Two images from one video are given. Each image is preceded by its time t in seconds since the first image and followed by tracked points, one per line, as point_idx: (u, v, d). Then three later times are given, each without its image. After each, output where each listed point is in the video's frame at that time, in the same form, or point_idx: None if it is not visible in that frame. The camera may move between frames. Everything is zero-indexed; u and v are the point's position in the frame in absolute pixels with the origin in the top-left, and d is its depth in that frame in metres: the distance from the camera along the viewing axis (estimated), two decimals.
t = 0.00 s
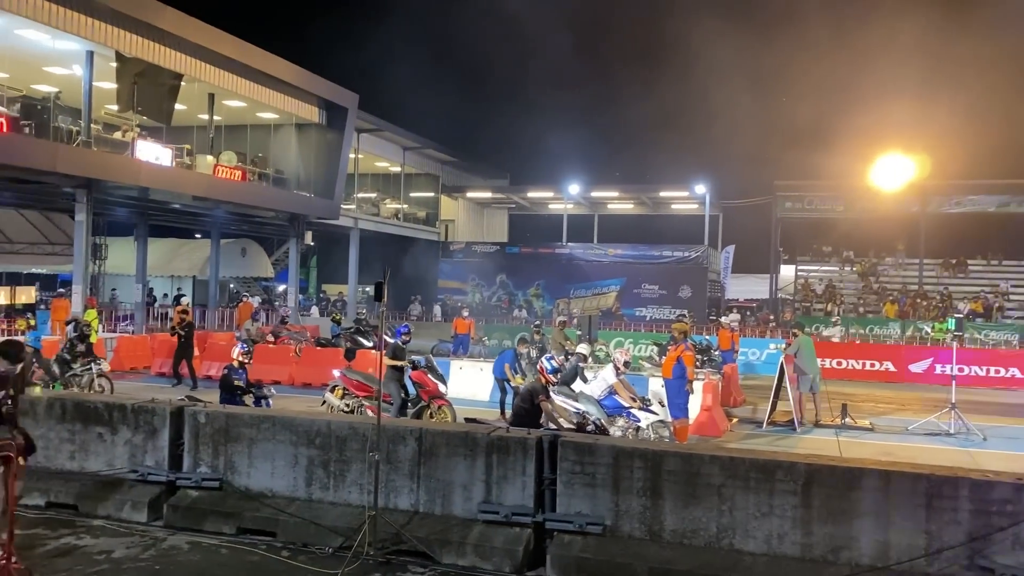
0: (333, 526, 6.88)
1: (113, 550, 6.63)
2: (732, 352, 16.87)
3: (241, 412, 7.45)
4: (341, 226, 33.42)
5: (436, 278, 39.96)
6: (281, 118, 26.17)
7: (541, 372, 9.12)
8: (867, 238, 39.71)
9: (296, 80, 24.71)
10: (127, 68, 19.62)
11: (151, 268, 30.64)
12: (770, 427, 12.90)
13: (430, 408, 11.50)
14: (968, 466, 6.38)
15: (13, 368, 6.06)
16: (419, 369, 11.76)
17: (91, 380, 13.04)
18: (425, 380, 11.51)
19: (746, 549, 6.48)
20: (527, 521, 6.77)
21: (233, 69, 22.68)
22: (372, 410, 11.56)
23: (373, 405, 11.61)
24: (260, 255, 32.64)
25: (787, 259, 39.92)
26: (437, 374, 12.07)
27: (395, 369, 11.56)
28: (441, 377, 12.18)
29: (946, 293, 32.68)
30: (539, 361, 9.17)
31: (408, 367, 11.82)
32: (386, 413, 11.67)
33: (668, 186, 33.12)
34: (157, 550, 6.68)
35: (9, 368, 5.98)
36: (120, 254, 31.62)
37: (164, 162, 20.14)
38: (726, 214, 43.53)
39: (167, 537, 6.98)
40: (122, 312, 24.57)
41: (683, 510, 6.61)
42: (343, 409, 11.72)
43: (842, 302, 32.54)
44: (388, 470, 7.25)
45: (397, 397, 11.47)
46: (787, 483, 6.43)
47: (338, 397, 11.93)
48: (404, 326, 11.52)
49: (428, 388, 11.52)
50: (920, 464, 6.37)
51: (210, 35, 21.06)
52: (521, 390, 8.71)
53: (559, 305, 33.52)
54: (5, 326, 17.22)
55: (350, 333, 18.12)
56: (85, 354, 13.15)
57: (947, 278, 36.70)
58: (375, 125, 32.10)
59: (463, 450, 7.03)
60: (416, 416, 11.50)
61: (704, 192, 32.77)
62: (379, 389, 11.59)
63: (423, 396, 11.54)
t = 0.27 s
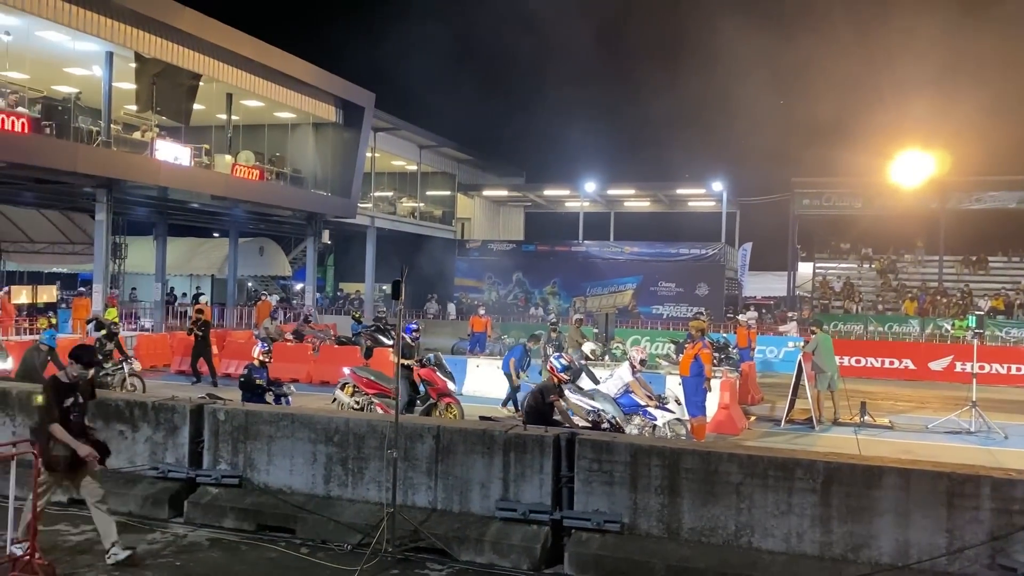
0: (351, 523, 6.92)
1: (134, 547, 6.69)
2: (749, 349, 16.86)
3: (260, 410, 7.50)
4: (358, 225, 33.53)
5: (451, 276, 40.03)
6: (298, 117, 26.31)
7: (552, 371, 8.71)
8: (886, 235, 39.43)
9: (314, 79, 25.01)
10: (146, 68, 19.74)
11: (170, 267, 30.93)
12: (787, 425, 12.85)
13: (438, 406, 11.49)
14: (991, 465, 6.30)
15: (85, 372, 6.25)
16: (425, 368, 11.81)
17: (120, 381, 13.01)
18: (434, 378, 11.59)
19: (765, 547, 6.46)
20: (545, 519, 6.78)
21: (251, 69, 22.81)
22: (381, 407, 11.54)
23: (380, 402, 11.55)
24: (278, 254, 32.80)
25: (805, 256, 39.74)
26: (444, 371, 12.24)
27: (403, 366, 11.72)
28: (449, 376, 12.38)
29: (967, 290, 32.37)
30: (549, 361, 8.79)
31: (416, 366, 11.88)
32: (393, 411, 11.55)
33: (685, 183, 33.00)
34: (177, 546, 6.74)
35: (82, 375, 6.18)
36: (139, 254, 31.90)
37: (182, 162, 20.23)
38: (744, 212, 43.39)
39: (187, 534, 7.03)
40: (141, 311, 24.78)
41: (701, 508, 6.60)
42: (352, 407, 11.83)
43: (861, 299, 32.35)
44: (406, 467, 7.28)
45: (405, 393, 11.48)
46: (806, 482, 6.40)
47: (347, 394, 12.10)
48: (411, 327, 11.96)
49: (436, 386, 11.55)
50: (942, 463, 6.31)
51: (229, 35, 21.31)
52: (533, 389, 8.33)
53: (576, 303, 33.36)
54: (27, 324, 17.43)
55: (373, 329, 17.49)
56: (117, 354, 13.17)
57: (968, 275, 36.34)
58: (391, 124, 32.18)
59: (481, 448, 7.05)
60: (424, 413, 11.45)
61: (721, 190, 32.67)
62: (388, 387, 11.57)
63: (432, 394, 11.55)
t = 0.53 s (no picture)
0: (364, 521, 6.96)
1: (150, 543, 6.75)
2: (761, 347, 16.83)
3: (274, 407, 7.55)
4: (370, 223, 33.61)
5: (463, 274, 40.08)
6: (311, 116, 26.42)
7: (559, 368, 8.56)
8: (900, 233, 39.21)
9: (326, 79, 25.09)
10: (160, 68, 19.81)
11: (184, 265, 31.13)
12: (801, 423, 12.82)
13: (444, 403, 11.67)
14: (1007, 464, 6.24)
15: (150, 366, 6.22)
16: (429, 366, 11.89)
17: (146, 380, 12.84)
18: (440, 375, 11.70)
19: (778, 545, 6.44)
20: (558, 516, 6.80)
21: (264, 68, 22.91)
22: (386, 404, 11.68)
23: (387, 400, 11.69)
24: (291, 253, 32.94)
25: (818, 253, 39.61)
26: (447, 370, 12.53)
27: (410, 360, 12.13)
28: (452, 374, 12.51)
29: (982, 287, 32.14)
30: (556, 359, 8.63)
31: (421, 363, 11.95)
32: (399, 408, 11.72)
33: (698, 181, 32.94)
34: (192, 543, 6.79)
35: (145, 371, 6.17)
36: (154, 252, 32.12)
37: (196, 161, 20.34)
38: (757, 209, 43.28)
39: (203, 530, 7.08)
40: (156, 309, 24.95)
41: (714, 507, 6.59)
42: (358, 404, 11.99)
43: (874, 297, 32.19)
44: (419, 465, 7.31)
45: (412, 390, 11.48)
46: (820, 480, 6.37)
47: (353, 391, 12.18)
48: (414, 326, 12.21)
49: (442, 384, 11.68)
50: (957, 462, 6.26)
51: (243, 35, 21.38)
52: (544, 387, 8.28)
53: (588, 301, 33.37)
54: (43, 322, 17.59)
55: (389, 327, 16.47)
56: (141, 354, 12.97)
57: (983, 273, 36.07)
58: (404, 123, 32.23)
59: (494, 446, 7.07)
60: (431, 411, 11.60)
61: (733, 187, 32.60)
62: (394, 385, 11.63)
63: (437, 391, 11.68)
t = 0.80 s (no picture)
0: (374, 519, 6.98)
1: (161, 540, 6.78)
2: (771, 346, 16.80)
3: (284, 405, 7.57)
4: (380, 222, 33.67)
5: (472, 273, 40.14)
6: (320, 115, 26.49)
7: (567, 367, 8.42)
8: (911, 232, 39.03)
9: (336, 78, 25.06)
10: (171, 67, 19.88)
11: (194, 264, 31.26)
12: (811, 423, 12.78)
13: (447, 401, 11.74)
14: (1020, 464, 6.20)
15: (204, 380, 6.02)
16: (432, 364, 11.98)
17: (164, 377, 12.63)
18: (443, 374, 11.73)
19: (788, 545, 6.43)
20: (567, 515, 6.80)
21: (274, 67, 22.97)
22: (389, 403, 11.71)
23: (391, 398, 11.74)
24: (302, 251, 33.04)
25: (829, 252, 39.49)
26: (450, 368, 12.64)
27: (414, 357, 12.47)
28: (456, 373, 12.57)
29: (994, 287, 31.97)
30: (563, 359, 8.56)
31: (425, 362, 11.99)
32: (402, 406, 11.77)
33: (707, 180, 32.86)
34: (203, 540, 6.82)
35: (199, 385, 5.97)
36: (165, 251, 32.27)
37: (207, 160, 20.42)
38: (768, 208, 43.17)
39: (213, 528, 7.12)
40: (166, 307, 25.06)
41: (724, 506, 6.58)
42: (362, 402, 11.98)
43: (885, 296, 32.06)
44: (429, 463, 7.33)
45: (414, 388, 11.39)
46: (830, 480, 6.36)
47: (357, 390, 12.18)
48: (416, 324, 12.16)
49: (445, 382, 11.73)
50: (968, 462, 6.24)
51: (254, 35, 21.42)
52: (550, 386, 8.20)
53: (597, 300, 33.32)
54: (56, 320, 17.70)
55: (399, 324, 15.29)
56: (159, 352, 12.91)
57: (995, 272, 35.85)
58: (413, 121, 32.28)
59: (503, 444, 7.08)
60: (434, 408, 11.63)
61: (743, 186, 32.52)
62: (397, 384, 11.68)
63: (441, 389, 11.75)
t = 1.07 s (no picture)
0: (381, 517, 6.99)
1: (170, 538, 6.80)
2: (780, 346, 16.76)
3: (292, 405, 7.60)
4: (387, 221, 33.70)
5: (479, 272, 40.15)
6: (328, 114, 26.53)
7: (573, 368, 8.44)
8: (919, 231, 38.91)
9: (342, 77, 24.95)
10: (180, 67, 19.92)
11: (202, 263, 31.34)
12: (819, 423, 12.75)
13: (449, 399, 11.71)
14: None
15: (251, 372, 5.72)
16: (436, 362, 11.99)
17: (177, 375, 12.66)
18: (445, 372, 11.72)
19: (796, 545, 6.42)
20: (575, 514, 6.82)
21: (282, 66, 22.98)
22: (391, 401, 11.68)
23: (393, 397, 11.74)
24: (309, 250, 33.09)
25: (837, 252, 39.40)
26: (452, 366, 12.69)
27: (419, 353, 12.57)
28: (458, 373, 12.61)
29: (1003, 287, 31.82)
30: (569, 358, 8.54)
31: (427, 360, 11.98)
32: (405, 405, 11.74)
33: (715, 179, 32.80)
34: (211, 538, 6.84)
35: (247, 377, 5.69)
36: (173, 249, 32.37)
37: (215, 158, 20.46)
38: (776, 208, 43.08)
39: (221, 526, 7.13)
40: (175, 306, 25.12)
41: (732, 506, 6.57)
42: (364, 401, 11.95)
43: (893, 296, 31.94)
44: (436, 462, 7.35)
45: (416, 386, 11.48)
46: (838, 480, 6.34)
47: (359, 388, 12.16)
48: (416, 320, 11.86)
49: (448, 380, 11.72)
50: (977, 462, 6.21)
51: (262, 34, 21.43)
52: (556, 385, 8.18)
53: (604, 300, 33.28)
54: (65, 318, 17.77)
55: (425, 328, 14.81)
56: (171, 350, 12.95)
57: (1005, 272, 35.68)
58: (421, 121, 32.30)
59: (510, 444, 7.10)
60: (436, 407, 11.59)
61: (751, 186, 32.47)
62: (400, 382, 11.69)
63: (443, 387, 11.74)
